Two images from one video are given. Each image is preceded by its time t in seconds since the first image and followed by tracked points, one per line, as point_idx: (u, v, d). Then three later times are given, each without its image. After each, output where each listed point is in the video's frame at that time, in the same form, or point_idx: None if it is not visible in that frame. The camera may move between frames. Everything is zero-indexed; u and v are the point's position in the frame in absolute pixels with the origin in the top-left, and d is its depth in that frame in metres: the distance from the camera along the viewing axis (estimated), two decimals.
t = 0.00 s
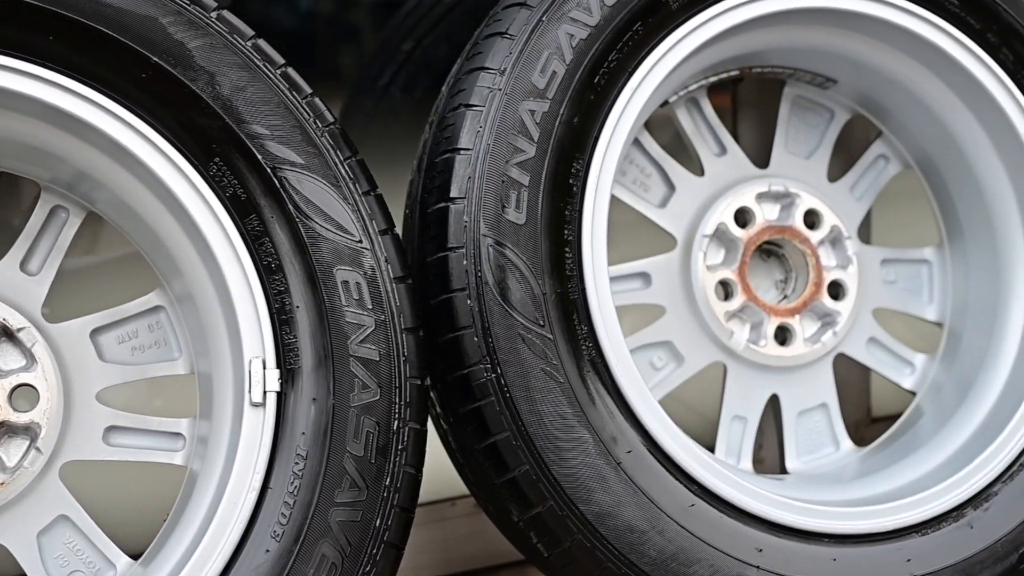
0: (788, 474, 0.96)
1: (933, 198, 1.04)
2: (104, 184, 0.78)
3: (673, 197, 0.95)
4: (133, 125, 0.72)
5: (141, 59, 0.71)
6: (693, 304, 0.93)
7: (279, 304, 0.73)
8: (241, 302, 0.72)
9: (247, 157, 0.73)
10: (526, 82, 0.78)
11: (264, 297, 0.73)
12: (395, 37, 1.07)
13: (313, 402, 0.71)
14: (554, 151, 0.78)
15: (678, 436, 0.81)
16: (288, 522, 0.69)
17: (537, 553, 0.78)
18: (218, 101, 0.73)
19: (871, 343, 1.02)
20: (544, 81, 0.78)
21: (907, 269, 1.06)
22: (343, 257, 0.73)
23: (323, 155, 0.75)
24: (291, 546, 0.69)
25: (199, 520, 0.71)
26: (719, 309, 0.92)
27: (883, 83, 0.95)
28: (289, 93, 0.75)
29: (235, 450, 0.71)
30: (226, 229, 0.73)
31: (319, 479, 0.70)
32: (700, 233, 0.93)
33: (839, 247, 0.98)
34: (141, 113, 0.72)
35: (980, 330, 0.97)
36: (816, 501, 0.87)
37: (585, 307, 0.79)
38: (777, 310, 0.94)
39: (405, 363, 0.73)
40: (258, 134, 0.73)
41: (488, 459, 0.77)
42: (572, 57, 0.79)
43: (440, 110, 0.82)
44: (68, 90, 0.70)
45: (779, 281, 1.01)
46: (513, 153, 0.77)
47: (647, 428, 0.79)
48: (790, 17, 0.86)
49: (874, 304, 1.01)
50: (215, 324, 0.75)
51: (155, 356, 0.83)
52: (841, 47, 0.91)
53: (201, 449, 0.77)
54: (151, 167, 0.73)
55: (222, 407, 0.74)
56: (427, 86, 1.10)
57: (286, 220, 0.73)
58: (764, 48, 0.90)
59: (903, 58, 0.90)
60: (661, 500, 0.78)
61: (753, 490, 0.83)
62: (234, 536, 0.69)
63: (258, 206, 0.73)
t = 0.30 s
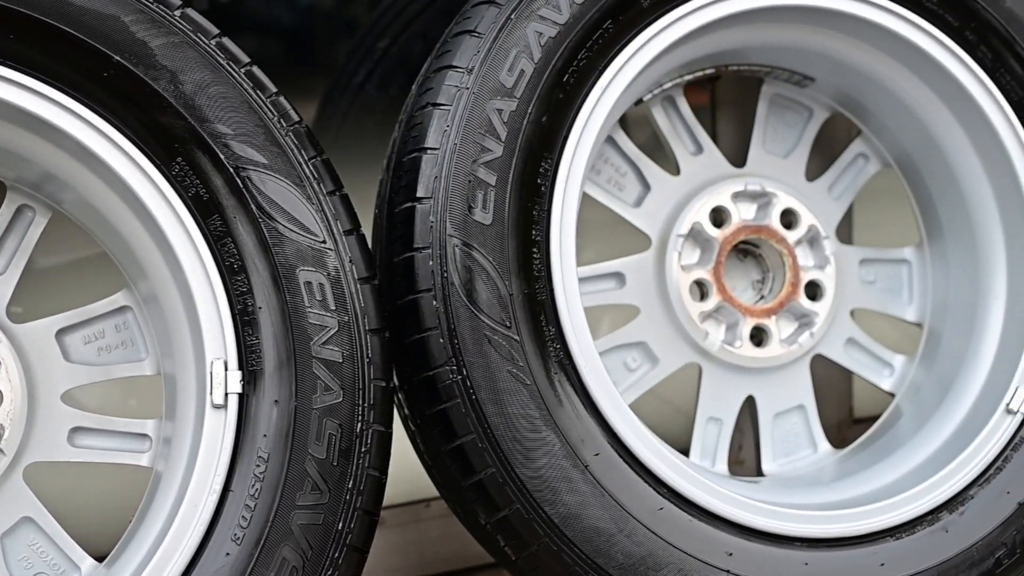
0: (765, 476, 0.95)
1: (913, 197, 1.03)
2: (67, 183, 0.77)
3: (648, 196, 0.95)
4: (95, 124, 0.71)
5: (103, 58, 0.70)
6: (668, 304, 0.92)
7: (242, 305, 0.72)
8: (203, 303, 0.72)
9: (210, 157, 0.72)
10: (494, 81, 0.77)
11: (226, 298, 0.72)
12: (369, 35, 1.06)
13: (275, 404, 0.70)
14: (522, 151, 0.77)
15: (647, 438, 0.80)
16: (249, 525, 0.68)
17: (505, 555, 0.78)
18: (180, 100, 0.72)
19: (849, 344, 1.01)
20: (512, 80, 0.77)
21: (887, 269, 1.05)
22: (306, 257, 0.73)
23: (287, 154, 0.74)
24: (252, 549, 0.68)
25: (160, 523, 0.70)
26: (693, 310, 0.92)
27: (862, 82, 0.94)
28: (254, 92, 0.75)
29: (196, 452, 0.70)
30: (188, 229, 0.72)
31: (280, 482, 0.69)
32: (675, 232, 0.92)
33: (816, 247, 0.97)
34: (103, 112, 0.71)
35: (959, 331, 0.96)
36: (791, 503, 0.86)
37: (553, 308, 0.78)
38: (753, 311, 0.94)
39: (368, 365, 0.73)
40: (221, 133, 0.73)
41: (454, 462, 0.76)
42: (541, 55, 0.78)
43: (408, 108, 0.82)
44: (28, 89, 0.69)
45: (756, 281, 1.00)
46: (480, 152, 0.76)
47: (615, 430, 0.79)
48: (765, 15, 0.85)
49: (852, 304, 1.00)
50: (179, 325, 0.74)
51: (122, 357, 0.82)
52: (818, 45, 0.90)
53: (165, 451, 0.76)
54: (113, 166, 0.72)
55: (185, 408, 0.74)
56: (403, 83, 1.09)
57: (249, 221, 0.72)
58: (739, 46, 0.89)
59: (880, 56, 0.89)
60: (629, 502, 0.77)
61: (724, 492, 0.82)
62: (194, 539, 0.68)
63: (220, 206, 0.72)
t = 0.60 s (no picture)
0: (740, 481, 0.94)
1: (893, 199, 1.02)
2: (31, 186, 0.76)
3: (624, 198, 0.94)
4: (58, 128, 0.70)
5: (66, 61, 0.69)
6: (643, 307, 0.92)
7: (205, 310, 0.71)
8: (166, 308, 0.71)
9: (174, 160, 0.72)
10: (462, 83, 0.76)
11: (190, 302, 0.71)
12: (346, 37, 1.07)
13: (238, 409, 0.70)
14: (490, 153, 0.77)
15: (617, 443, 0.80)
16: (211, 530, 0.68)
17: (472, 561, 0.77)
18: (144, 103, 0.71)
19: (828, 347, 1.01)
20: (480, 82, 0.77)
21: (867, 271, 1.04)
22: (271, 261, 0.72)
23: (252, 157, 0.74)
24: (213, 554, 0.68)
25: (122, 528, 0.70)
26: (668, 313, 0.91)
27: (840, 83, 0.93)
28: (219, 95, 0.74)
29: (159, 457, 0.69)
30: (152, 232, 0.71)
31: (242, 488, 0.68)
32: (650, 235, 0.92)
33: (794, 249, 0.96)
34: (67, 115, 0.71)
35: (939, 334, 0.95)
36: (765, 509, 0.85)
37: (521, 312, 0.78)
38: (728, 314, 0.93)
39: (333, 370, 0.72)
40: (185, 136, 0.72)
41: (421, 467, 0.75)
42: (509, 57, 0.77)
43: (377, 111, 0.81)
44: None
45: (734, 284, 0.99)
46: (447, 155, 0.76)
47: (584, 435, 0.78)
48: (738, 15, 0.84)
49: (830, 307, 0.99)
50: (144, 329, 0.74)
51: (90, 360, 0.82)
52: (795, 46, 0.89)
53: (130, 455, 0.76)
54: (76, 169, 0.71)
55: (149, 412, 0.73)
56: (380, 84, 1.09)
57: (213, 225, 0.72)
58: (714, 46, 0.88)
59: (857, 57, 0.88)
60: (597, 509, 0.76)
61: (695, 498, 0.81)
62: (155, 545, 0.68)
63: (184, 210, 0.72)
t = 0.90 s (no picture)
0: (717, 488, 0.94)
1: (873, 204, 1.01)
2: None
3: (599, 203, 0.93)
4: (20, 134, 0.69)
5: (30, 67, 0.69)
6: (618, 313, 0.91)
7: (168, 317, 0.70)
8: (129, 315, 0.70)
9: (138, 166, 0.71)
10: (429, 89, 0.76)
11: (153, 309, 0.70)
12: (324, 42, 1.07)
13: (201, 417, 0.69)
14: (457, 160, 0.76)
15: (586, 451, 0.79)
16: (172, 539, 0.68)
17: (439, 570, 0.77)
18: (109, 110, 0.71)
19: (807, 353, 1.00)
20: (448, 88, 0.76)
21: (847, 277, 1.03)
22: (235, 268, 0.72)
23: (217, 164, 0.73)
24: (174, 562, 0.67)
25: (84, 537, 0.69)
26: (643, 319, 0.91)
27: (818, 88, 0.92)
28: (185, 101, 0.74)
29: (121, 466, 0.69)
30: (115, 239, 0.71)
31: (204, 497, 0.68)
32: (625, 240, 0.91)
33: (772, 255, 0.96)
34: (31, 122, 0.70)
35: (918, 340, 0.94)
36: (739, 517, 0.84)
37: (489, 319, 0.77)
38: (705, 320, 0.92)
39: (297, 377, 0.72)
40: (150, 143, 0.72)
41: (387, 475, 0.75)
42: (477, 63, 0.77)
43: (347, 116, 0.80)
44: None
45: (712, 289, 0.99)
46: (415, 161, 0.75)
47: (552, 443, 0.78)
48: (711, 19, 0.83)
49: (809, 313, 0.99)
50: (109, 336, 0.73)
51: (60, 366, 0.82)
52: (771, 50, 0.88)
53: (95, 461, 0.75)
54: (38, 176, 0.70)
55: (112, 419, 0.73)
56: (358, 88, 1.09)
57: (177, 232, 0.71)
58: (688, 50, 0.87)
59: (833, 60, 0.87)
60: (565, 518, 0.76)
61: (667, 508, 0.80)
62: (116, 553, 0.67)
63: (148, 217, 0.71)
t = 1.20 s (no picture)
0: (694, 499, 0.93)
1: (855, 211, 1.00)
2: None
3: (576, 210, 0.92)
4: None
5: None
6: (594, 322, 0.90)
7: (131, 328, 0.70)
8: (92, 326, 0.70)
9: (102, 177, 0.71)
10: (396, 98, 0.75)
11: (116, 320, 0.70)
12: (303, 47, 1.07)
13: (162, 428, 0.69)
14: (424, 169, 0.76)
15: (554, 463, 0.78)
16: (131, 550, 0.68)
17: None
18: (72, 120, 0.71)
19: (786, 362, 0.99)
20: (415, 97, 0.76)
21: (829, 285, 1.02)
22: (199, 279, 0.71)
23: (181, 174, 0.73)
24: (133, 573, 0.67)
25: (45, 546, 0.69)
26: (618, 328, 0.90)
27: (796, 95, 0.90)
28: (149, 110, 0.73)
29: (82, 477, 0.69)
30: (79, 249, 0.71)
31: (165, 508, 0.68)
32: (601, 248, 0.90)
33: (751, 263, 0.95)
34: None
35: (899, 349, 0.93)
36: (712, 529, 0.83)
37: (456, 329, 0.77)
38: (681, 329, 0.91)
39: (260, 388, 0.72)
40: (113, 153, 0.71)
41: (352, 487, 0.74)
42: (445, 72, 0.76)
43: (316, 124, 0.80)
44: None
45: (690, 298, 0.98)
46: (381, 171, 0.75)
47: (519, 454, 0.77)
48: (684, 27, 0.82)
49: (788, 322, 0.98)
50: (73, 346, 0.73)
51: (31, 374, 0.82)
52: (747, 58, 0.87)
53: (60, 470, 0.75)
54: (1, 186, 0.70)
55: (75, 429, 0.73)
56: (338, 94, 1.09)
57: (140, 242, 0.71)
58: (663, 58, 0.86)
59: (810, 68, 0.86)
60: (531, 530, 0.75)
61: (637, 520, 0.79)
62: (76, 564, 0.68)
63: (112, 227, 0.71)
